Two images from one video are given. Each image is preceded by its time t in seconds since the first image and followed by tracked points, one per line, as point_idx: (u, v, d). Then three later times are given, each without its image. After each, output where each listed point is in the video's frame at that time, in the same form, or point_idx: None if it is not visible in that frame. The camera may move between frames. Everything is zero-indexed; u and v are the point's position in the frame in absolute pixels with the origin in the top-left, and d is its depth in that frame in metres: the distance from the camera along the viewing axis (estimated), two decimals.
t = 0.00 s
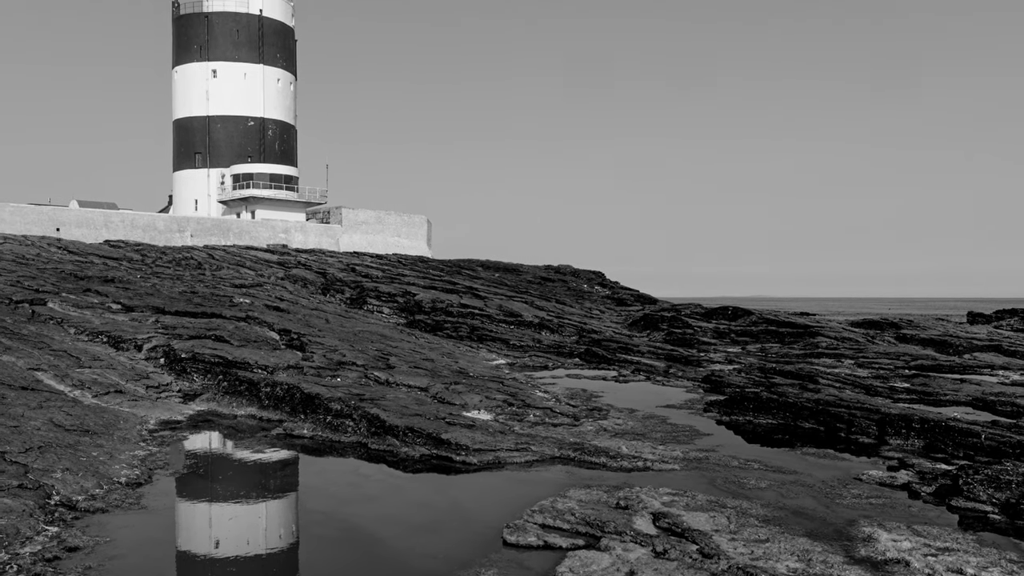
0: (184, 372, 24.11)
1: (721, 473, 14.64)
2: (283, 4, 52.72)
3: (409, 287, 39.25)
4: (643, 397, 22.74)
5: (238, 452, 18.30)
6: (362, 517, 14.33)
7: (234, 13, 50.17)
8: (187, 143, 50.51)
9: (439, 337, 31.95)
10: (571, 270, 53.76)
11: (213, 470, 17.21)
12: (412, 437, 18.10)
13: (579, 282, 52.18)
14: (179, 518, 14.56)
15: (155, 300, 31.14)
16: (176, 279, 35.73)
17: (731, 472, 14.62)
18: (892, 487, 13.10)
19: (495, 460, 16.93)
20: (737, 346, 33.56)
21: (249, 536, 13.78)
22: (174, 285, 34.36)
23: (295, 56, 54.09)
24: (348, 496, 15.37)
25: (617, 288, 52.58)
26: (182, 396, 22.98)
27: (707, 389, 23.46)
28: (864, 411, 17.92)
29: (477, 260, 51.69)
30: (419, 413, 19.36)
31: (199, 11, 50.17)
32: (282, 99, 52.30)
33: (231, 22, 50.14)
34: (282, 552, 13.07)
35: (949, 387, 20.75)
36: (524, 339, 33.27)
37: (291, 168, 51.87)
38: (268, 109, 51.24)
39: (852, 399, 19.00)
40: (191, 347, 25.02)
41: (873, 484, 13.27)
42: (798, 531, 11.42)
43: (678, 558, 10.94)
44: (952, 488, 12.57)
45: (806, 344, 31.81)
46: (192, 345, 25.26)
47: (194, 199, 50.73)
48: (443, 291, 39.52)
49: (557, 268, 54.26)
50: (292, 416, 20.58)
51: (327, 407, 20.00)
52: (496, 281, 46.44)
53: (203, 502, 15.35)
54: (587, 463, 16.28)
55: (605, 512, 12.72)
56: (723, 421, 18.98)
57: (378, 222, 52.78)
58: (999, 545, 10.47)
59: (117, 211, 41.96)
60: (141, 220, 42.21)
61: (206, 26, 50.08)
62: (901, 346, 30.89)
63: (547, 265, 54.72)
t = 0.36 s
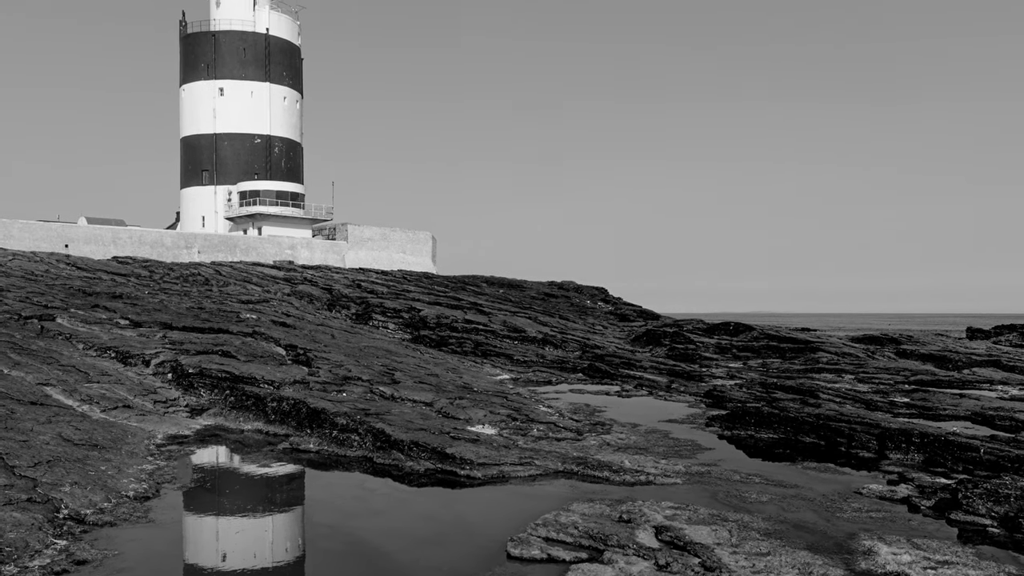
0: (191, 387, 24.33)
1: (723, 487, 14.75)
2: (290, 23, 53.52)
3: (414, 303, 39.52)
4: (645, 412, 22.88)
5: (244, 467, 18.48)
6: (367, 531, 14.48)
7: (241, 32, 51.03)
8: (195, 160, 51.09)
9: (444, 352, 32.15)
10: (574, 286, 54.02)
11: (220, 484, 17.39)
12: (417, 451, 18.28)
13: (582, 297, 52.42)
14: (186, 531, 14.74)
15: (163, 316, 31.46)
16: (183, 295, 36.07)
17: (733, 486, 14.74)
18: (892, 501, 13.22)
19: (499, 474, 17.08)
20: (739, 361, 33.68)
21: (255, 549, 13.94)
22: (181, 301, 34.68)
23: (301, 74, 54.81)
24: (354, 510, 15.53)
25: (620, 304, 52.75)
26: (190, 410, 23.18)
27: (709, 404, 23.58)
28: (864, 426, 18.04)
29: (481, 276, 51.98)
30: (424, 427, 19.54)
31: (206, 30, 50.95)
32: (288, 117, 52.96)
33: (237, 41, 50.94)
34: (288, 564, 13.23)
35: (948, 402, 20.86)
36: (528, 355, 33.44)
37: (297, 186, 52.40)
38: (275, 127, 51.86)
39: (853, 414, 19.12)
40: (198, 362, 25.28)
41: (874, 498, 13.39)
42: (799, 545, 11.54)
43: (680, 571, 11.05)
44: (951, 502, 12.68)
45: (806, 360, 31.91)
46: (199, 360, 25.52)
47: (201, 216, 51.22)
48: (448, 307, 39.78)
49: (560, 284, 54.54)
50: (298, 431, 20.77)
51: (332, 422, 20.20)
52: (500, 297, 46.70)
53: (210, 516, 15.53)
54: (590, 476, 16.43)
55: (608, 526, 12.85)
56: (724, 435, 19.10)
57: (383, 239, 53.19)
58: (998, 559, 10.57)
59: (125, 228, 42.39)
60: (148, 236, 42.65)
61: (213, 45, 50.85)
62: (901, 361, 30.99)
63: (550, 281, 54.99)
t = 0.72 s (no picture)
0: (198, 402, 24.54)
1: (724, 501, 14.87)
2: (296, 41, 54.25)
3: (419, 318, 39.78)
4: (648, 426, 23.01)
5: (251, 480, 18.67)
6: (373, 544, 14.63)
7: (248, 50, 51.76)
8: (202, 177, 51.63)
9: (448, 367, 32.34)
10: (577, 301, 54.25)
11: (227, 498, 17.56)
12: (421, 465, 18.45)
13: (585, 313, 52.62)
14: (194, 544, 14.91)
15: (170, 331, 31.77)
16: (190, 311, 36.40)
17: (734, 500, 14.85)
18: (892, 514, 13.34)
19: (503, 488, 17.24)
20: (740, 376, 33.77)
21: (262, 562, 14.11)
22: (188, 316, 34.99)
23: (307, 91, 55.48)
24: (360, 524, 15.68)
25: (622, 319, 52.90)
26: (197, 425, 23.37)
27: (711, 418, 23.71)
28: (864, 440, 18.17)
29: (484, 291, 52.26)
30: (429, 441, 19.72)
31: (214, 49, 51.64)
32: (294, 134, 53.55)
33: (244, 59, 51.64)
34: None
35: (947, 416, 20.96)
36: (531, 369, 33.62)
37: (303, 202, 52.90)
38: (281, 144, 52.44)
39: (853, 428, 19.23)
40: (205, 377, 25.51)
41: (874, 511, 13.50)
42: (800, 558, 11.66)
43: None
44: (950, 515, 12.80)
45: (807, 374, 32.02)
46: (206, 375, 25.75)
47: (208, 232, 51.69)
48: (452, 322, 40.02)
49: (563, 299, 54.78)
50: (304, 445, 20.96)
51: (338, 436, 20.40)
52: (504, 312, 46.93)
53: (218, 529, 15.70)
54: (594, 490, 16.57)
55: (610, 539, 12.97)
56: (726, 449, 19.23)
57: (388, 254, 53.58)
58: (996, 571, 10.69)
59: (133, 244, 42.81)
60: (156, 253, 43.06)
61: (221, 63, 51.50)
62: (901, 376, 31.02)
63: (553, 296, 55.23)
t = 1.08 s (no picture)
0: (205, 416, 24.74)
1: (725, 514, 14.99)
2: (301, 59, 54.95)
3: (424, 333, 40.01)
4: (651, 440, 23.13)
5: (257, 494, 18.84)
6: (378, 557, 14.76)
7: (254, 69, 52.45)
8: (209, 194, 52.15)
9: (452, 382, 32.51)
10: (580, 317, 54.45)
11: (234, 511, 17.73)
12: (426, 478, 18.60)
13: (588, 328, 52.79)
14: (201, 557, 15.07)
15: (177, 346, 32.05)
16: (197, 326, 36.71)
17: (736, 513, 14.97)
18: (892, 527, 13.45)
19: (507, 501, 17.38)
20: (741, 391, 33.85)
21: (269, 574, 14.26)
22: (195, 332, 35.29)
23: (313, 109, 56.12)
24: (365, 537, 15.83)
25: (625, 334, 53.06)
26: (204, 439, 23.55)
27: (713, 433, 23.82)
28: (864, 454, 18.29)
29: (488, 307, 52.50)
30: (433, 455, 19.89)
31: (221, 67, 52.30)
32: (300, 151, 54.12)
33: (251, 77, 52.31)
34: None
35: (947, 430, 21.05)
36: (535, 384, 33.77)
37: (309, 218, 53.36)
38: (287, 161, 53.00)
39: (853, 442, 19.33)
40: (212, 392, 25.73)
41: (874, 524, 13.61)
42: (800, 570, 11.79)
43: None
44: (950, 528, 12.91)
45: (808, 389, 32.10)
46: (213, 390, 25.97)
47: (215, 248, 52.12)
48: (456, 337, 40.23)
49: (566, 315, 54.99)
50: (310, 459, 21.14)
51: (344, 450, 20.59)
52: (507, 328, 47.14)
53: (224, 542, 15.87)
54: (596, 503, 16.70)
55: (613, 552, 13.08)
56: (728, 463, 19.34)
57: (393, 270, 53.92)
58: None
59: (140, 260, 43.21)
60: (163, 268, 43.45)
61: (227, 81, 52.15)
62: (900, 391, 31.10)
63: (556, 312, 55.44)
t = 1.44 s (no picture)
0: (212, 430, 24.94)
1: (727, 527, 15.12)
2: (307, 77, 55.64)
3: (428, 348, 40.25)
4: (653, 454, 23.25)
5: (263, 507, 19.03)
6: (383, 569, 14.89)
7: (261, 86, 53.11)
8: (216, 211, 52.68)
9: (456, 396, 32.68)
10: (583, 331, 54.63)
11: (240, 524, 17.91)
12: (431, 492, 18.76)
13: (591, 343, 52.95)
14: (208, 569, 15.23)
15: (184, 361, 32.33)
16: (204, 341, 37.01)
17: (738, 526, 15.09)
18: (892, 540, 13.57)
19: (510, 514, 17.53)
20: (743, 405, 33.93)
21: None
22: (202, 346, 35.58)
23: (318, 126, 56.75)
24: (370, 550, 15.98)
25: (628, 349, 53.18)
26: (211, 453, 23.73)
27: (715, 447, 23.92)
28: (864, 468, 18.40)
29: (492, 321, 52.75)
30: (438, 469, 20.06)
31: (228, 85, 52.97)
32: (305, 168, 54.67)
33: (257, 94, 52.97)
34: None
35: (946, 444, 21.16)
36: (539, 399, 33.92)
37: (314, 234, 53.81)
38: (293, 178, 53.53)
39: (854, 456, 19.45)
40: (219, 406, 25.94)
41: (874, 537, 13.73)
42: None
43: None
44: (949, 541, 13.04)
45: (809, 403, 32.19)
46: (220, 404, 26.18)
47: (222, 264, 52.57)
48: (460, 352, 40.44)
49: (568, 330, 55.20)
50: (316, 473, 21.31)
51: (349, 464, 20.78)
52: (511, 343, 47.33)
53: (231, 554, 16.04)
54: (599, 517, 16.84)
55: (616, 564, 13.20)
56: (730, 477, 19.46)
57: (398, 285, 54.24)
58: None
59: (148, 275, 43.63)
60: (171, 284, 43.86)
61: (234, 98, 52.79)
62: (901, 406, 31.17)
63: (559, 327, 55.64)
